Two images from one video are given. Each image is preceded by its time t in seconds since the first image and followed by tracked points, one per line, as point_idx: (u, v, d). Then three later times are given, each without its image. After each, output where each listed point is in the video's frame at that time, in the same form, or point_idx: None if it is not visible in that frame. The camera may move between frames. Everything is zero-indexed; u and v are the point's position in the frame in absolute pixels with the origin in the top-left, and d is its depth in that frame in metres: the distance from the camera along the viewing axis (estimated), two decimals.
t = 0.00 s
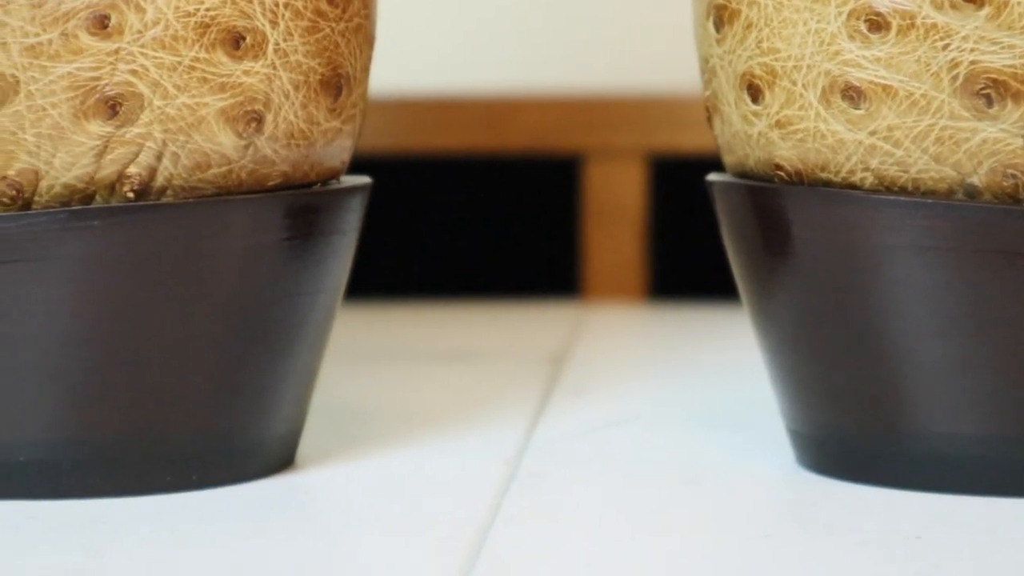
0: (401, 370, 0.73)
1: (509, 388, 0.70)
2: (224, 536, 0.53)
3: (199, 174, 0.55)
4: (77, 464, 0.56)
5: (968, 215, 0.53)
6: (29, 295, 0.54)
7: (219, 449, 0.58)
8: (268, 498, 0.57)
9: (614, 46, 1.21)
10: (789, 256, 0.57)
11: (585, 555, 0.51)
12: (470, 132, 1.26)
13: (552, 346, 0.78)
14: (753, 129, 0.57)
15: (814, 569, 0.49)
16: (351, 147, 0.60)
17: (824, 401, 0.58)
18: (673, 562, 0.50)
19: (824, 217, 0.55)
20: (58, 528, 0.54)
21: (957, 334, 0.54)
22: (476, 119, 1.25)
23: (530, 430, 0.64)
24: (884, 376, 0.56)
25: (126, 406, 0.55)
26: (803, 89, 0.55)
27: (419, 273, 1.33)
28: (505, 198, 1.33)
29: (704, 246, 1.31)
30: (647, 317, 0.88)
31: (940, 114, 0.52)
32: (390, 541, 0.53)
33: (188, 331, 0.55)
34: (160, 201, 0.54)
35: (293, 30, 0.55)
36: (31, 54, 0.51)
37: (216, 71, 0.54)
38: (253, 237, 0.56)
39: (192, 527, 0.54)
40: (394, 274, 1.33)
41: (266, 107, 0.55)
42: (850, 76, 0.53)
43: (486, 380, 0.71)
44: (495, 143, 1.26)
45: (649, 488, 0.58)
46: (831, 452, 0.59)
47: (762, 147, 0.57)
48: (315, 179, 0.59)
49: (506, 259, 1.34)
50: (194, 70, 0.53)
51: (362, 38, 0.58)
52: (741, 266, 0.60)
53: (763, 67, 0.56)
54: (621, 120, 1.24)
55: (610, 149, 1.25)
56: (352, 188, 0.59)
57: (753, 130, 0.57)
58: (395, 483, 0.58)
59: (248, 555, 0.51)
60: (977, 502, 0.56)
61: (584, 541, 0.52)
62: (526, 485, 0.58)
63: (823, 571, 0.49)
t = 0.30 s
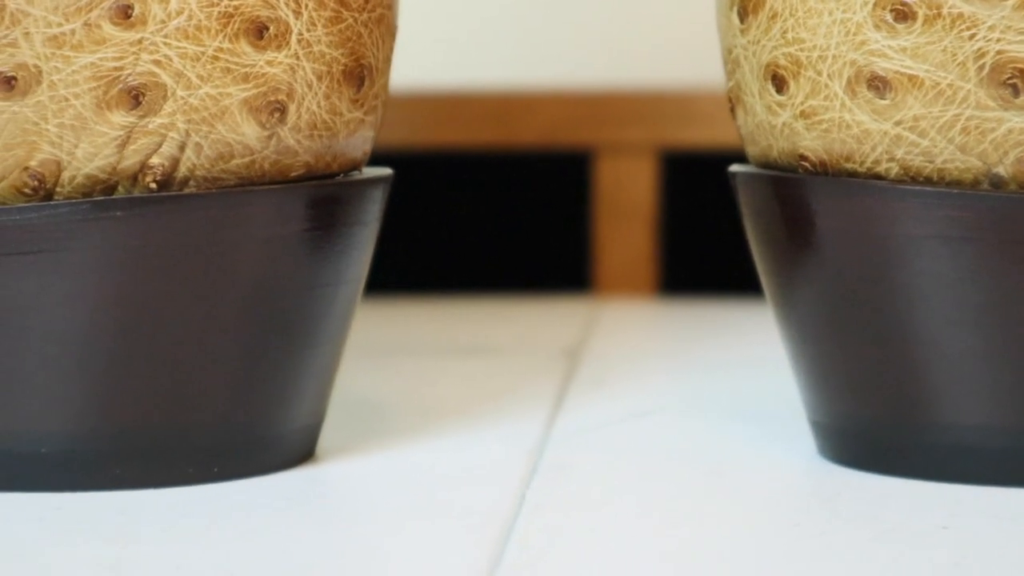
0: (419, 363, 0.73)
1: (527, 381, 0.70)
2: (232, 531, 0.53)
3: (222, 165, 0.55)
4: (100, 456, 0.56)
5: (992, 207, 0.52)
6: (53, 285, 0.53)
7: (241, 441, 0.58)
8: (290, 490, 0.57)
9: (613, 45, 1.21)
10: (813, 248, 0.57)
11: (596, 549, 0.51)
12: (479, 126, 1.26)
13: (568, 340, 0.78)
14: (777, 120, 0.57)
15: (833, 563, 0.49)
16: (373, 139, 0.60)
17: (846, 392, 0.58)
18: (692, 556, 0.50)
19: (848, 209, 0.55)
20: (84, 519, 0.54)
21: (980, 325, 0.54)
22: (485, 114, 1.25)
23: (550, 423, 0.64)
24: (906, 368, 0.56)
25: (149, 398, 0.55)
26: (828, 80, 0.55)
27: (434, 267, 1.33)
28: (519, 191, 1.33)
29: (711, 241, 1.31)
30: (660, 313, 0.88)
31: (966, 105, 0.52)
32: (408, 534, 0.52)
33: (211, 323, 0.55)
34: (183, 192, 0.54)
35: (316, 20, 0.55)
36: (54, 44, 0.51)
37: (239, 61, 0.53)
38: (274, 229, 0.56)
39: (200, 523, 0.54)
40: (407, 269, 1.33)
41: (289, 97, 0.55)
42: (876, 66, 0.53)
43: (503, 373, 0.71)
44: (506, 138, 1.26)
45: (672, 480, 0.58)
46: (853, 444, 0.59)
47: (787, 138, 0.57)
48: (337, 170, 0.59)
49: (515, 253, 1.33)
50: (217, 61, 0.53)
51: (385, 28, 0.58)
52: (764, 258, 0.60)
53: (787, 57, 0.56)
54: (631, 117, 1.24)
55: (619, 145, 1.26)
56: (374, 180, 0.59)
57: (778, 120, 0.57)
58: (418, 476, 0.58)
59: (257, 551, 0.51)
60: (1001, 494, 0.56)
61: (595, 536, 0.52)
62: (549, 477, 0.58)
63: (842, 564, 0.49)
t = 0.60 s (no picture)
0: (434, 357, 0.73)
1: (543, 373, 0.70)
2: (245, 522, 0.53)
3: (242, 154, 0.54)
4: (120, 448, 0.56)
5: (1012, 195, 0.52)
6: (74, 277, 0.53)
7: (262, 432, 0.58)
8: (311, 481, 0.57)
9: (615, 46, 1.22)
10: (834, 235, 0.57)
11: (611, 539, 0.50)
12: (493, 119, 1.26)
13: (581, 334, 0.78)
14: (799, 108, 0.57)
15: (855, 551, 0.49)
16: (392, 128, 0.60)
17: (867, 380, 0.58)
18: (718, 545, 0.50)
19: (868, 197, 0.55)
20: (105, 511, 0.54)
21: (1001, 313, 0.54)
22: (498, 107, 1.26)
23: (569, 414, 0.64)
24: (927, 356, 0.56)
25: (170, 390, 0.55)
26: (851, 67, 0.54)
27: (440, 264, 1.34)
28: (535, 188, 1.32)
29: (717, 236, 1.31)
30: (672, 308, 0.88)
31: (989, 92, 0.52)
32: (428, 524, 0.52)
33: (231, 313, 0.55)
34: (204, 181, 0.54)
35: (336, 9, 0.55)
36: (73, 33, 0.51)
37: (259, 50, 0.53)
38: (293, 218, 0.55)
39: (216, 515, 0.53)
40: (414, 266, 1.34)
41: (309, 86, 0.55)
42: (898, 53, 0.53)
43: (519, 366, 0.71)
44: (517, 133, 1.27)
45: (694, 470, 0.57)
46: (874, 433, 0.59)
47: (808, 126, 0.57)
48: (357, 160, 0.58)
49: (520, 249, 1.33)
50: (238, 49, 0.53)
51: (404, 17, 0.58)
52: (786, 246, 0.60)
53: (809, 45, 0.55)
54: (640, 110, 1.24)
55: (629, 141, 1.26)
56: (393, 169, 0.59)
57: (799, 108, 0.57)
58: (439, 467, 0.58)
59: (270, 542, 0.51)
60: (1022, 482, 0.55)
61: (611, 527, 0.52)
62: (570, 468, 0.58)
63: (868, 552, 0.49)
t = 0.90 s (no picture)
0: (453, 355, 0.73)
1: (563, 372, 0.69)
2: (269, 521, 0.53)
3: (268, 152, 0.54)
4: (144, 448, 0.55)
5: None
6: (99, 275, 0.53)
7: (286, 430, 0.57)
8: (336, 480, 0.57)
9: (614, 46, 1.22)
10: (860, 233, 0.57)
11: (639, 536, 0.50)
12: (507, 118, 1.26)
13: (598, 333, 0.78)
14: (825, 105, 0.57)
15: (884, 548, 0.49)
16: (416, 126, 0.59)
17: (892, 379, 0.58)
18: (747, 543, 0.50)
19: (895, 195, 0.55)
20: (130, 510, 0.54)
21: None
22: (511, 106, 1.25)
23: (592, 412, 0.64)
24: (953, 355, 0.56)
25: (196, 389, 0.55)
26: (877, 65, 0.54)
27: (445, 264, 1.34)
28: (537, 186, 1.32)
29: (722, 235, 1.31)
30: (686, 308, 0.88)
31: (1016, 90, 0.52)
32: (456, 522, 0.52)
33: (256, 311, 0.55)
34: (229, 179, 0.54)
35: (362, 6, 0.55)
36: (98, 31, 0.51)
37: (285, 48, 0.53)
38: (319, 217, 0.55)
39: (241, 513, 0.53)
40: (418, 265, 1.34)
41: (335, 84, 0.54)
42: (925, 51, 0.53)
43: (538, 365, 0.71)
44: (528, 129, 1.26)
45: (719, 469, 0.57)
46: (899, 431, 0.59)
47: (834, 124, 0.57)
48: (382, 158, 0.58)
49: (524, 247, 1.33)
50: (264, 47, 0.53)
51: (428, 14, 0.58)
52: (810, 244, 0.60)
53: (836, 42, 0.55)
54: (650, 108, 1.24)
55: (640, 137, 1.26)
56: (418, 167, 0.59)
57: (825, 106, 0.57)
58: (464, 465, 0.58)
59: (294, 541, 0.51)
60: None
61: (639, 524, 0.52)
62: (595, 466, 0.58)
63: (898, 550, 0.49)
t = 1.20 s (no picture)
0: (474, 360, 0.73)
1: (586, 377, 0.70)
2: (298, 529, 0.53)
3: (299, 161, 0.54)
4: (174, 457, 0.55)
5: None
6: (130, 285, 0.53)
7: (316, 439, 0.58)
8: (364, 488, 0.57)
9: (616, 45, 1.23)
10: (888, 241, 0.57)
11: (672, 542, 0.50)
12: (525, 121, 1.26)
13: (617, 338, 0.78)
14: (854, 113, 0.57)
15: (915, 553, 0.49)
16: (443, 134, 0.60)
17: (921, 387, 0.58)
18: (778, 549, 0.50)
19: (923, 202, 0.55)
20: (159, 518, 0.53)
21: None
22: (523, 108, 1.25)
23: (618, 419, 0.64)
24: (981, 362, 0.56)
25: (227, 398, 0.55)
26: (907, 74, 0.54)
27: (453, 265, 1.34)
28: (556, 191, 1.33)
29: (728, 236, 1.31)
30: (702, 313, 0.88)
31: None
32: (488, 528, 0.52)
33: (287, 320, 0.55)
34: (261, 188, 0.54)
35: (392, 15, 0.55)
36: (130, 40, 0.51)
37: (315, 57, 0.53)
38: (349, 225, 0.55)
39: (270, 521, 0.53)
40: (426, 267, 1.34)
41: (366, 93, 0.55)
42: (955, 59, 0.53)
43: (560, 371, 0.71)
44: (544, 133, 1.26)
45: (746, 475, 0.57)
46: (927, 439, 0.59)
47: (863, 132, 0.57)
48: (411, 167, 0.59)
49: (535, 249, 1.34)
50: (295, 56, 0.53)
51: (458, 22, 0.58)
52: (838, 253, 0.60)
53: (865, 50, 0.56)
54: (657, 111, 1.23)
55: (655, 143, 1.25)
56: (447, 176, 0.59)
57: (854, 114, 0.57)
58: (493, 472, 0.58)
59: (324, 548, 0.50)
60: None
61: (671, 531, 0.52)
62: (623, 473, 0.58)
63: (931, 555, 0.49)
